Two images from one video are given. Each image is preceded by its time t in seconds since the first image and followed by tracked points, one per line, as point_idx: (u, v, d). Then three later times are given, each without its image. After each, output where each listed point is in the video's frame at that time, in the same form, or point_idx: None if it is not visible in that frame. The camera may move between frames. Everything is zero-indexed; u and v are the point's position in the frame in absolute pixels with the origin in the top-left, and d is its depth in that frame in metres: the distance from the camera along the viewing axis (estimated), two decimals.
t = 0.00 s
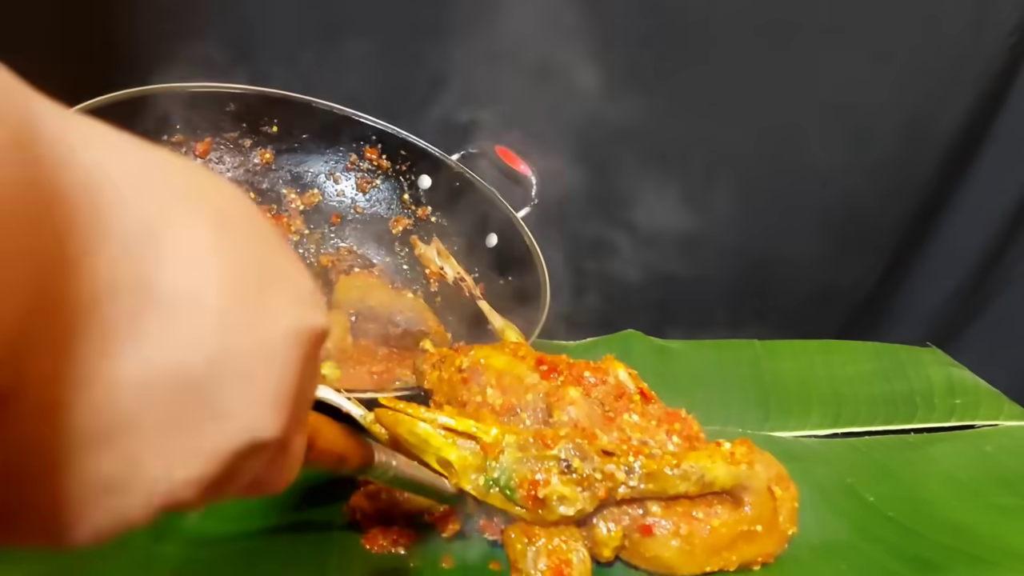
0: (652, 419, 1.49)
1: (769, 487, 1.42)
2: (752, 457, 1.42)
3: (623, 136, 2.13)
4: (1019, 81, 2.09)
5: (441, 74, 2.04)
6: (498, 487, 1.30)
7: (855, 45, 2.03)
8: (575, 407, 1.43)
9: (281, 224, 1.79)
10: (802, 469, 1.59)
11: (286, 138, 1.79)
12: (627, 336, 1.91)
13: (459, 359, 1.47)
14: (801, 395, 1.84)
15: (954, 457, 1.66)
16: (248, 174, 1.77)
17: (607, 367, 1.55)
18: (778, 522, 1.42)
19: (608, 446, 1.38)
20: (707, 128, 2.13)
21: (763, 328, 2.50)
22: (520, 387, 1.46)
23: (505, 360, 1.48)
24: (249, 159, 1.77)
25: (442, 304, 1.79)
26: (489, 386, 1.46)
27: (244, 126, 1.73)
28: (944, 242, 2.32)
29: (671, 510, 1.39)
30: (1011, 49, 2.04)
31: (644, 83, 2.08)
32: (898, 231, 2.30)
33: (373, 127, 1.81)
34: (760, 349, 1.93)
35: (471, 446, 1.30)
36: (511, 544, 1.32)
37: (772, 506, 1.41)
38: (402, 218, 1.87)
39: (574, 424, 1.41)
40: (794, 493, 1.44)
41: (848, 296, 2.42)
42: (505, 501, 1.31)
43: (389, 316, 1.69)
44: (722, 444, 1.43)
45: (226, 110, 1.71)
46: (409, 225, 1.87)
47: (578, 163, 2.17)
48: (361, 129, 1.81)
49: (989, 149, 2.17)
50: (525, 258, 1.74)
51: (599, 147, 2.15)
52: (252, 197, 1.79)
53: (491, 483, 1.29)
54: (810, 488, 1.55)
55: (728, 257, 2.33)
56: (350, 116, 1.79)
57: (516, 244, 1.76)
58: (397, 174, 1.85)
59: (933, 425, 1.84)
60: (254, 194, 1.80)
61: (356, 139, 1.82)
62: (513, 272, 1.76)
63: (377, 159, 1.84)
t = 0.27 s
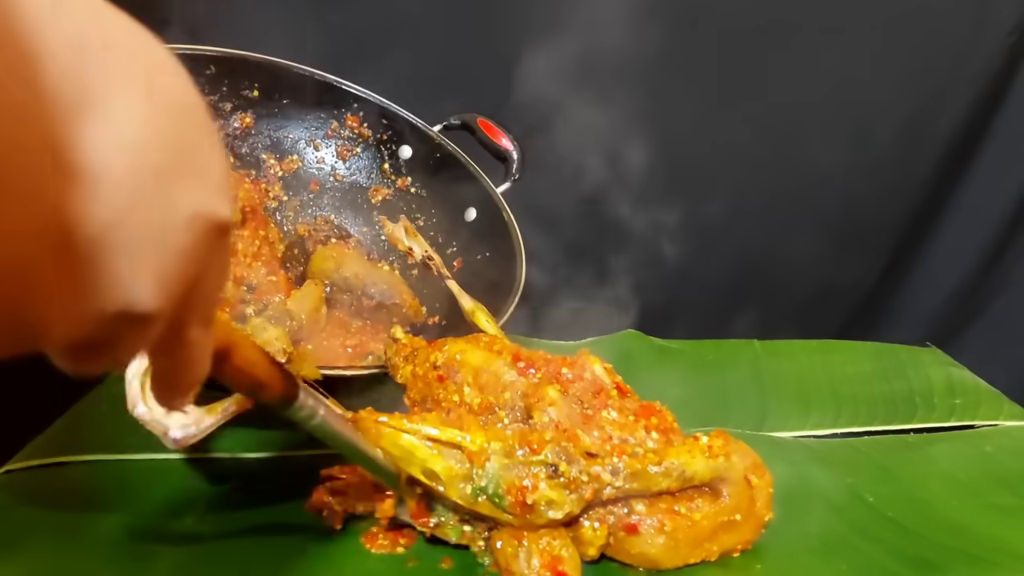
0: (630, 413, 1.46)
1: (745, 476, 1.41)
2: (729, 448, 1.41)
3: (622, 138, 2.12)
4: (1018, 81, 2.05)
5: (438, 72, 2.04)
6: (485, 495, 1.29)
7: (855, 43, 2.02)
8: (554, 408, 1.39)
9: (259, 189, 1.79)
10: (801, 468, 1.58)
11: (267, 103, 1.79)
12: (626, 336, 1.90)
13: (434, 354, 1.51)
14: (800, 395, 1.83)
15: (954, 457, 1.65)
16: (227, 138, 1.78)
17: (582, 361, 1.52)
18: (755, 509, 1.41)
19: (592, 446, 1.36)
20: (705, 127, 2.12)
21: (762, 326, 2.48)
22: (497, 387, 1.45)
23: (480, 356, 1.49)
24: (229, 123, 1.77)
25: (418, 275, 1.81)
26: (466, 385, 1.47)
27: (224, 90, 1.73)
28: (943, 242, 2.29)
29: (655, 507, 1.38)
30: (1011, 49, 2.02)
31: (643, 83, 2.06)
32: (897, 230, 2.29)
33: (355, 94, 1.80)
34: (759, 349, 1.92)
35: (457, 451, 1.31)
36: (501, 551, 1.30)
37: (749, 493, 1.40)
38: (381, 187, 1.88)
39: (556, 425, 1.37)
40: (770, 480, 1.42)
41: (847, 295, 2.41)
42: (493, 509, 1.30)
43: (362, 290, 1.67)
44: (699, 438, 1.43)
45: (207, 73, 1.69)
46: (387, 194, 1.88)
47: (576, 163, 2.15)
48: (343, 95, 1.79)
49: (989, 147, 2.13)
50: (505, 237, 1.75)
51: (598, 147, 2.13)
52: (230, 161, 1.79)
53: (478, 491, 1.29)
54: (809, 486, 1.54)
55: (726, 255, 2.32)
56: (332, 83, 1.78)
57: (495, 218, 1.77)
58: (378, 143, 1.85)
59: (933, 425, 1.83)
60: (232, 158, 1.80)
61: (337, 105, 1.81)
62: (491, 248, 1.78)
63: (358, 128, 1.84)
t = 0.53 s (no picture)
0: (610, 419, 1.49)
1: (732, 467, 1.45)
2: (714, 443, 1.45)
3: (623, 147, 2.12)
4: (1019, 81, 2.06)
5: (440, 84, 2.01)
6: (483, 511, 1.28)
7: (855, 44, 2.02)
8: (536, 423, 1.41)
9: (248, 190, 1.79)
10: (800, 469, 1.57)
11: (257, 106, 1.78)
12: (625, 336, 1.90)
13: (402, 387, 1.44)
14: (800, 396, 1.83)
15: (954, 457, 1.65)
16: (218, 141, 1.77)
17: (555, 372, 1.53)
18: (744, 498, 1.44)
19: (583, 452, 1.37)
20: (705, 130, 2.12)
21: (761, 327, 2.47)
22: (476, 411, 1.45)
23: (450, 384, 1.47)
24: (219, 125, 1.76)
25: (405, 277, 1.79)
26: (441, 414, 1.44)
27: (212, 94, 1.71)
28: (943, 243, 2.29)
29: (648, 509, 1.40)
30: (1011, 50, 2.03)
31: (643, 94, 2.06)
32: (897, 231, 2.29)
33: (344, 99, 1.79)
34: (760, 350, 1.92)
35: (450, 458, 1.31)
36: (501, 566, 1.28)
37: (737, 484, 1.44)
38: (368, 191, 1.86)
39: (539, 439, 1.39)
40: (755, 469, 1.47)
41: (847, 296, 2.40)
42: (493, 524, 1.29)
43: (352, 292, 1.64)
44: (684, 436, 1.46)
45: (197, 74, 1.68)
46: (375, 198, 1.86)
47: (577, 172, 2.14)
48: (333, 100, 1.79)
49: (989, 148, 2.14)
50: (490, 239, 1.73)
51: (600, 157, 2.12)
52: (220, 162, 1.78)
53: (476, 509, 1.28)
54: (808, 487, 1.54)
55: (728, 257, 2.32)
56: (322, 87, 1.77)
57: (482, 220, 1.75)
58: (366, 147, 1.84)
59: (933, 425, 1.83)
60: (222, 160, 1.79)
61: (327, 111, 1.81)
62: (477, 250, 1.75)
63: (348, 132, 1.83)
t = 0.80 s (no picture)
0: (575, 414, 1.45)
1: (698, 455, 1.42)
2: (681, 432, 1.42)
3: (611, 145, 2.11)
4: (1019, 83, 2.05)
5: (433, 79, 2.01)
6: (486, 550, 1.26)
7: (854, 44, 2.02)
8: (502, 426, 1.38)
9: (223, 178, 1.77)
10: (801, 468, 1.57)
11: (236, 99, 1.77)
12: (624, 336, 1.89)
13: (371, 393, 1.46)
14: (800, 396, 1.82)
15: (954, 457, 1.64)
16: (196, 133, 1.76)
17: (520, 371, 1.50)
18: (711, 485, 1.42)
19: (565, 465, 1.35)
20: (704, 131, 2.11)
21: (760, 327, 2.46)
22: (442, 417, 1.41)
23: (419, 388, 1.45)
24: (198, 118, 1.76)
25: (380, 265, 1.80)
26: (410, 422, 1.41)
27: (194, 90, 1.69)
28: (943, 244, 2.27)
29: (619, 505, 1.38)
30: (1012, 50, 2.02)
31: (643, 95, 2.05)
32: (897, 231, 2.28)
33: (317, 85, 1.78)
34: (759, 350, 1.91)
35: (439, 501, 1.28)
36: None
37: (703, 471, 1.42)
38: (345, 177, 1.85)
39: (506, 441, 1.37)
40: (720, 455, 1.44)
41: (847, 295, 2.39)
42: (497, 561, 1.26)
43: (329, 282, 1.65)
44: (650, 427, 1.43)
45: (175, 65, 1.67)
46: (352, 185, 1.84)
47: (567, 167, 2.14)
48: (306, 88, 1.78)
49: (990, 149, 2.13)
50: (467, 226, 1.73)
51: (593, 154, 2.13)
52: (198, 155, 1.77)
53: (479, 548, 1.25)
54: (808, 486, 1.53)
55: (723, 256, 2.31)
56: (295, 75, 1.77)
57: (455, 204, 1.76)
58: (343, 135, 1.84)
59: (933, 425, 1.82)
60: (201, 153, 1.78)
61: (303, 98, 1.79)
62: (452, 236, 1.76)
63: (324, 119, 1.82)
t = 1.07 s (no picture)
0: (565, 406, 1.45)
1: (685, 449, 1.43)
2: (668, 426, 1.44)
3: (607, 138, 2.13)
4: (1019, 84, 2.05)
5: (434, 68, 2.05)
6: (463, 528, 1.27)
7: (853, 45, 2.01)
8: (494, 413, 1.40)
9: (221, 193, 1.78)
10: (800, 469, 1.57)
11: (232, 111, 1.77)
12: (627, 336, 1.88)
13: (370, 385, 1.47)
14: (800, 396, 1.82)
15: (954, 457, 1.64)
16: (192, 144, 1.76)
17: (517, 364, 1.51)
18: (697, 479, 1.43)
19: (547, 449, 1.36)
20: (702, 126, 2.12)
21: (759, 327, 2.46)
22: (437, 405, 1.42)
23: (416, 379, 1.46)
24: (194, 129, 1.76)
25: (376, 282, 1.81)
26: (406, 409, 1.43)
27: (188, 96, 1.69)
28: (943, 244, 2.28)
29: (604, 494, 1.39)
30: (1014, 50, 2.01)
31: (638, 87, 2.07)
32: (897, 231, 2.27)
33: (317, 104, 1.78)
34: (760, 350, 1.91)
35: (420, 480, 1.30)
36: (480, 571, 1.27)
37: (690, 465, 1.43)
38: (342, 195, 1.85)
39: (496, 428, 1.38)
40: (706, 449, 1.46)
41: (848, 295, 2.39)
42: (474, 539, 1.27)
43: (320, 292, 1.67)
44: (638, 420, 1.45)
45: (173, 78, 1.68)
46: (348, 203, 1.85)
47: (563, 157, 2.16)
48: (304, 104, 1.78)
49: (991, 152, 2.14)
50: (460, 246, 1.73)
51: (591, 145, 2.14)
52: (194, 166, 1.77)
53: (455, 526, 1.26)
54: (808, 487, 1.53)
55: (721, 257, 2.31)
56: (293, 92, 1.77)
57: (447, 225, 1.75)
58: (340, 152, 1.84)
59: (933, 425, 1.82)
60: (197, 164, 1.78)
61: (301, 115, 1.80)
62: (445, 255, 1.76)
63: (321, 137, 1.82)
